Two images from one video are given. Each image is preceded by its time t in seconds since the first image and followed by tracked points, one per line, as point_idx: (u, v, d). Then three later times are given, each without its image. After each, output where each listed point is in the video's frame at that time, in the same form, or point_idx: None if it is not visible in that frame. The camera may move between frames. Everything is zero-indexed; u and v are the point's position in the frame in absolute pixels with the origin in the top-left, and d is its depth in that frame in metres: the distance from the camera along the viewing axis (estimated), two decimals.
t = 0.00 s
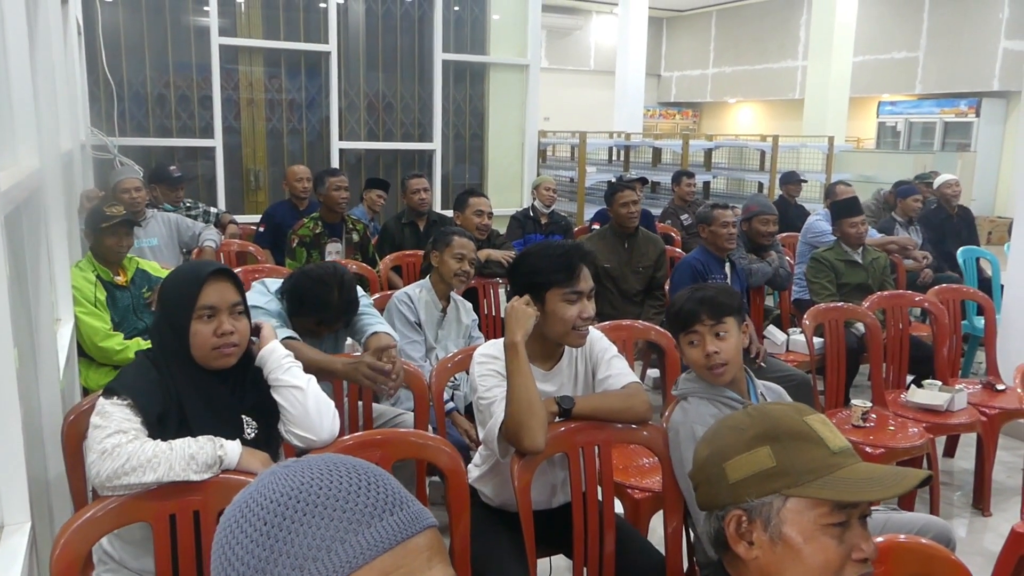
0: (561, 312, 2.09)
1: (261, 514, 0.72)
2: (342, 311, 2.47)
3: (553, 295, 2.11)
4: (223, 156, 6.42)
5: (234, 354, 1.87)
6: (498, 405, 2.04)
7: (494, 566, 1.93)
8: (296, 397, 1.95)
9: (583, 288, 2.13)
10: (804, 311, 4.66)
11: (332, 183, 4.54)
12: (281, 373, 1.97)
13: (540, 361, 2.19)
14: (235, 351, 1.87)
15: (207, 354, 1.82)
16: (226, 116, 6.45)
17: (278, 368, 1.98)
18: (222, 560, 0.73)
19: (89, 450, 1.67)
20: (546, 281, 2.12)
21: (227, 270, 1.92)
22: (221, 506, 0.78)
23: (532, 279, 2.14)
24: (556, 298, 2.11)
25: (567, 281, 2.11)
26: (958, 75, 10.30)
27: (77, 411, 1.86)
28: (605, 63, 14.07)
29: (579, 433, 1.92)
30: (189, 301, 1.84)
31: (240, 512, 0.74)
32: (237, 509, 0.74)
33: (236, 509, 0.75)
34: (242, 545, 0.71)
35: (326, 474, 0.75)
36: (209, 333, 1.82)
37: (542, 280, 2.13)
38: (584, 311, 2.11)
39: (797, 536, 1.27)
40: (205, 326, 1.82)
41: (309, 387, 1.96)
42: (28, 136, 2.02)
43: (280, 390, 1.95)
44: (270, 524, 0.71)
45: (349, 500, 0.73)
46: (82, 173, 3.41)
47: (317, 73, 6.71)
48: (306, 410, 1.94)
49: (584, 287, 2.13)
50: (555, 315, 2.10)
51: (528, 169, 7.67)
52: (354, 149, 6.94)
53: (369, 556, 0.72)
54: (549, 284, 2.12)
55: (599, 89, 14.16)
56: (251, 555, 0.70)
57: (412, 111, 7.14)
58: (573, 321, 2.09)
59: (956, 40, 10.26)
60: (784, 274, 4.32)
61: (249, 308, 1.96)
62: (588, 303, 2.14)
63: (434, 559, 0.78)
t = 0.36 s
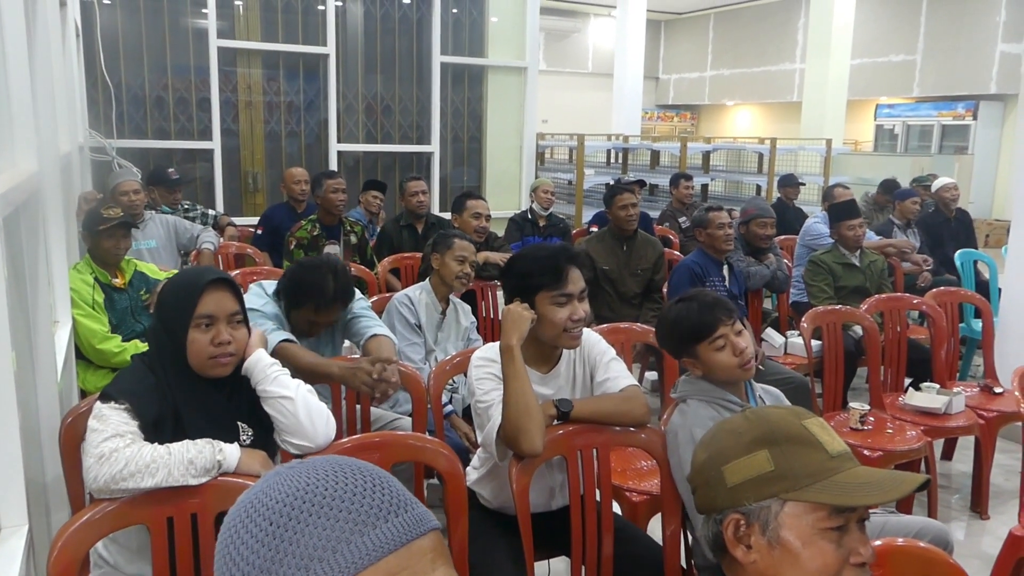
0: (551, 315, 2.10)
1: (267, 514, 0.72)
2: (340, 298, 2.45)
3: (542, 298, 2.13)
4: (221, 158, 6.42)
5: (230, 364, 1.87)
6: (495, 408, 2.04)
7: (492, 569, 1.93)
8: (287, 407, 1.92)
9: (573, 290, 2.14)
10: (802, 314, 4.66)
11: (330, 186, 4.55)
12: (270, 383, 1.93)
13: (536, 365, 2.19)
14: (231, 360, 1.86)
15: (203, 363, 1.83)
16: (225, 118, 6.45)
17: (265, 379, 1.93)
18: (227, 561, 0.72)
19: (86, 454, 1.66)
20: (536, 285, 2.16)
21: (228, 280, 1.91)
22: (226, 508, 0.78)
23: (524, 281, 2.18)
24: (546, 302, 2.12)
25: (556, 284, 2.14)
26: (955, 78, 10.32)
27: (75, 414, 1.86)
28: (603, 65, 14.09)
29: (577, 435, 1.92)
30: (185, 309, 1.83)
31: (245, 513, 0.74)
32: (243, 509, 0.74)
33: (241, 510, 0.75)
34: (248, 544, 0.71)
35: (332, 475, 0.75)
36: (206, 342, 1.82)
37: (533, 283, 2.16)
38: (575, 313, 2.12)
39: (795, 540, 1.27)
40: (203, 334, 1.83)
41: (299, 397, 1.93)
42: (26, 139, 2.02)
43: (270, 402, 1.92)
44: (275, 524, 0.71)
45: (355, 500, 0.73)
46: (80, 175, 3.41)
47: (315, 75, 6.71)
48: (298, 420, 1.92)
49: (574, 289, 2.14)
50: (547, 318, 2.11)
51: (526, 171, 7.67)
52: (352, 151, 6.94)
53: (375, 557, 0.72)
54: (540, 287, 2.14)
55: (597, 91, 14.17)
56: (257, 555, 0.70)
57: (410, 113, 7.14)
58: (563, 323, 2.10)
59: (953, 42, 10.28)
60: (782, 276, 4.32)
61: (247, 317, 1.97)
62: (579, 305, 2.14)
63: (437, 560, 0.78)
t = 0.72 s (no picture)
0: (547, 312, 2.11)
1: (277, 508, 0.72)
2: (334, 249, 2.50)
3: (533, 296, 2.15)
4: (223, 162, 6.43)
5: (232, 370, 1.88)
6: (497, 411, 2.03)
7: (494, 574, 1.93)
8: (290, 412, 1.93)
9: (563, 284, 2.16)
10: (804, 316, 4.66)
11: (332, 189, 4.55)
12: (271, 389, 1.93)
13: (540, 365, 2.20)
14: (232, 367, 1.87)
15: (205, 370, 1.83)
16: (226, 122, 6.45)
17: (267, 385, 1.93)
18: (237, 555, 0.73)
19: (88, 460, 1.65)
20: (526, 283, 2.17)
21: (229, 286, 1.91)
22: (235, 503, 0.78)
23: (513, 281, 2.19)
24: (539, 300, 2.14)
25: (546, 281, 2.14)
26: (957, 79, 10.30)
27: (78, 417, 1.86)
28: (604, 67, 14.10)
29: (580, 438, 1.91)
30: (187, 316, 1.83)
31: (254, 507, 0.74)
32: (252, 504, 0.74)
33: (251, 504, 0.75)
34: (258, 537, 0.71)
35: (341, 470, 0.75)
36: (208, 349, 1.83)
37: (523, 282, 2.17)
38: (568, 306, 2.13)
39: (798, 543, 1.26)
40: (204, 342, 1.83)
41: (302, 402, 1.93)
42: (29, 143, 2.02)
43: (272, 408, 1.92)
44: (285, 517, 0.71)
45: (363, 494, 0.73)
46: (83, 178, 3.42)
47: (316, 79, 6.72)
48: (302, 425, 1.93)
49: (564, 283, 2.16)
50: (541, 315, 2.12)
51: (528, 174, 7.68)
52: (354, 155, 6.95)
53: (384, 550, 0.72)
54: (531, 285, 2.16)
55: (599, 93, 14.17)
56: (267, 549, 0.70)
57: (411, 117, 7.15)
58: (558, 317, 2.11)
59: (955, 43, 10.27)
60: (784, 279, 4.31)
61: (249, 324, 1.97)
62: (572, 298, 2.16)
63: (445, 555, 0.78)
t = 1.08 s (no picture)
0: (549, 308, 2.12)
1: (290, 510, 0.72)
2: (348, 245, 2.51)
3: (536, 294, 2.15)
4: (244, 165, 6.48)
5: (251, 375, 1.90)
6: (514, 414, 2.03)
7: None
8: (309, 415, 1.93)
9: (563, 279, 2.16)
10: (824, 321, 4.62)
11: (350, 192, 4.57)
12: (289, 392, 1.93)
13: (557, 364, 2.19)
14: (251, 371, 1.90)
15: (225, 373, 1.86)
16: (247, 126, 6.50)
17: (285, 388, 1.93)
18: (252, 556, 0.74)
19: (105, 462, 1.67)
20: (524, 283, 2.18)
21: (247, 287, 1.92)
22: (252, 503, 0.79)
23: (514, 280, 2.20)
24: (540, 297, 2.14)
25: (541, 276, 2.15)
26: (981, 82, 10.19)
27: (101, 417, 1.89)
28: (623, 70, 14.06)
29: (597, 442, 1.91)
30: (205, 319, 1.85)
31: (269, 509, 0.75)
32: (267, 504, 0.75)
33: (266, 505, 0.76)
34: (271, 540, 0.72)
35: (355, 475, 0.75)
36: (228, 351, 1.85)
37: (523, 281, 2.18)
38: (571, 300, 2.13)
39: (821, 550, 1.25)
40: (225, 345, 1.84)
41: (320, 405, 1.94)
42: (54, 146, 2.05)
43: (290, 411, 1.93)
44: (298, 521, 0.72)
45: (376, 499, 0.73)
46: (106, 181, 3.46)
47: (336, 83, 6.76)
48: (321, 428, 1.94)
49: (563, 279, 2.16)
50: (546, 313, 2.12)
51: (546, 178, 7.70)
52: (373, 158, 6.98)
53: (396, 557, 0.72)
54: (529, 284, 2.17)
55: (617, 96, 14.15)
56: (279, 551, 0.71)
57: (430, 120, 7.18)
58: (563, 313, 2.10)
59: (978, 46, 10.15)
60: (805, 284, 4.26)
61: (269, 325, 1.98)
62: (573, 292, 2.16)
63: (458, 562, 0.77)
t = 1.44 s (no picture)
0: (564, 317, 2.12)
1: (326, 512, 0.79)
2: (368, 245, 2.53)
3: (552, 302, 2.15)
4: (265, 168, 6.52)
5: (274, 374, 1.92)
6: (531, 419, 2.03)
7: None
8: (328, 417, 1.95)
9: (580, 288, 2.15)
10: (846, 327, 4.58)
11: (370, 195, 4.60)
12: (310, 394, 1.96)
13: (573, 371, 2.18)
14: (273, 370, 1.92)
15: (247, 372, 1.89)
16: (268, 129, 6.55)
17: (306, 390, 1.96)
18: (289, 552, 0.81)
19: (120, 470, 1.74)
20: (542, 289, 2.18)
21: (271, 290, 1.94)
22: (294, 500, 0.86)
23: (531, 286, 2.20)
24: (556, 305, 2.14)
25: (560, 285, 2.15)
26: (1006, 85, 10.07)
27: (123, 417, 1.91)
28: (642, 74, 14.01)
29: (614, 448, 1.92)
30: (230, 321, 1.88)
31: (305, 508, 0.82)
32: (306, 501, 0.82)
33: (301, 504, 0.83)
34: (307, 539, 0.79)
35: (387, 482, 0.82)
36: (251, 351, 1.88)
37: (540, 288, 2.18)
38: (587, 310, 2.12)
39: (846, 554, 1.24)
40: (247, 344, 1.88)
41: (340, 406, 1.96)
42: (80, 148, 2.08)
43: (311, 412, 1.95)
44: (333, 522, 0.78)
45: (408, 507, 0.80)
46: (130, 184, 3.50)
47: (357, 87, 6.80)
48: (340, 429, 1.95)
49: (580, 287, 2.15)
50: (561, 321, 2.12)
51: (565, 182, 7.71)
52: (392, 162, 7.00)
53: (428, 562, 0.78)
54: (546, 292, 2.17)
55: (636, 100, 14.10)
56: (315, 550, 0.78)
57: (449, 124, 7.20)
58: (579, 321, 2.10)
59: (1003, 49, 10.04)
60: (823, 289, 4.11)
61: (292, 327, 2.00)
62: (590, 301, 2.15)
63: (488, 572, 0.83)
